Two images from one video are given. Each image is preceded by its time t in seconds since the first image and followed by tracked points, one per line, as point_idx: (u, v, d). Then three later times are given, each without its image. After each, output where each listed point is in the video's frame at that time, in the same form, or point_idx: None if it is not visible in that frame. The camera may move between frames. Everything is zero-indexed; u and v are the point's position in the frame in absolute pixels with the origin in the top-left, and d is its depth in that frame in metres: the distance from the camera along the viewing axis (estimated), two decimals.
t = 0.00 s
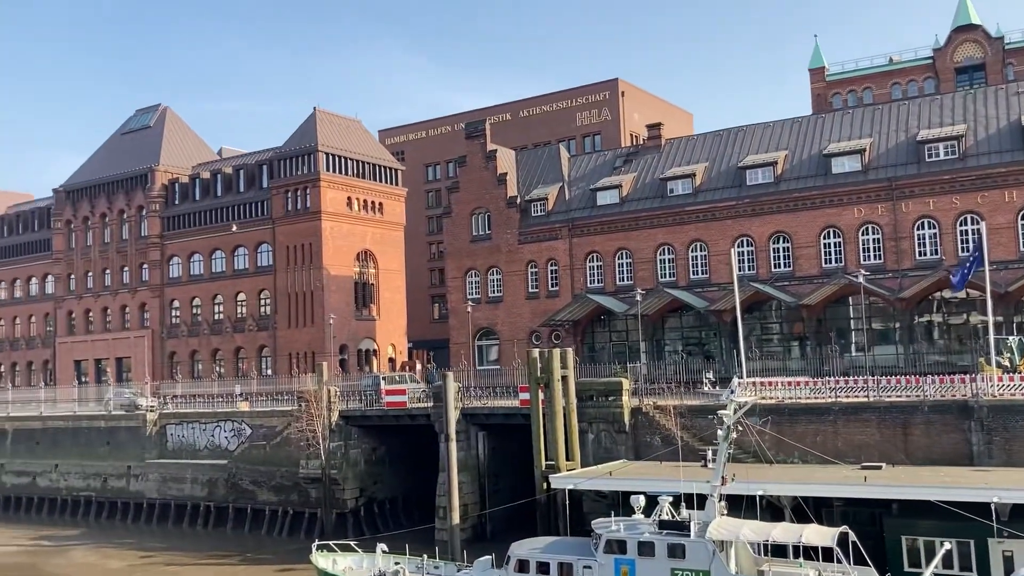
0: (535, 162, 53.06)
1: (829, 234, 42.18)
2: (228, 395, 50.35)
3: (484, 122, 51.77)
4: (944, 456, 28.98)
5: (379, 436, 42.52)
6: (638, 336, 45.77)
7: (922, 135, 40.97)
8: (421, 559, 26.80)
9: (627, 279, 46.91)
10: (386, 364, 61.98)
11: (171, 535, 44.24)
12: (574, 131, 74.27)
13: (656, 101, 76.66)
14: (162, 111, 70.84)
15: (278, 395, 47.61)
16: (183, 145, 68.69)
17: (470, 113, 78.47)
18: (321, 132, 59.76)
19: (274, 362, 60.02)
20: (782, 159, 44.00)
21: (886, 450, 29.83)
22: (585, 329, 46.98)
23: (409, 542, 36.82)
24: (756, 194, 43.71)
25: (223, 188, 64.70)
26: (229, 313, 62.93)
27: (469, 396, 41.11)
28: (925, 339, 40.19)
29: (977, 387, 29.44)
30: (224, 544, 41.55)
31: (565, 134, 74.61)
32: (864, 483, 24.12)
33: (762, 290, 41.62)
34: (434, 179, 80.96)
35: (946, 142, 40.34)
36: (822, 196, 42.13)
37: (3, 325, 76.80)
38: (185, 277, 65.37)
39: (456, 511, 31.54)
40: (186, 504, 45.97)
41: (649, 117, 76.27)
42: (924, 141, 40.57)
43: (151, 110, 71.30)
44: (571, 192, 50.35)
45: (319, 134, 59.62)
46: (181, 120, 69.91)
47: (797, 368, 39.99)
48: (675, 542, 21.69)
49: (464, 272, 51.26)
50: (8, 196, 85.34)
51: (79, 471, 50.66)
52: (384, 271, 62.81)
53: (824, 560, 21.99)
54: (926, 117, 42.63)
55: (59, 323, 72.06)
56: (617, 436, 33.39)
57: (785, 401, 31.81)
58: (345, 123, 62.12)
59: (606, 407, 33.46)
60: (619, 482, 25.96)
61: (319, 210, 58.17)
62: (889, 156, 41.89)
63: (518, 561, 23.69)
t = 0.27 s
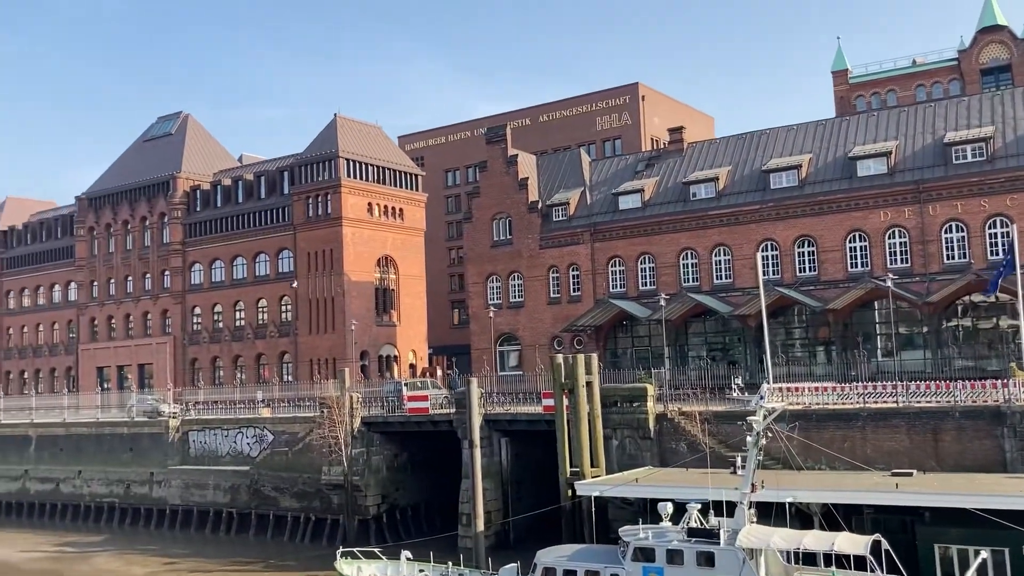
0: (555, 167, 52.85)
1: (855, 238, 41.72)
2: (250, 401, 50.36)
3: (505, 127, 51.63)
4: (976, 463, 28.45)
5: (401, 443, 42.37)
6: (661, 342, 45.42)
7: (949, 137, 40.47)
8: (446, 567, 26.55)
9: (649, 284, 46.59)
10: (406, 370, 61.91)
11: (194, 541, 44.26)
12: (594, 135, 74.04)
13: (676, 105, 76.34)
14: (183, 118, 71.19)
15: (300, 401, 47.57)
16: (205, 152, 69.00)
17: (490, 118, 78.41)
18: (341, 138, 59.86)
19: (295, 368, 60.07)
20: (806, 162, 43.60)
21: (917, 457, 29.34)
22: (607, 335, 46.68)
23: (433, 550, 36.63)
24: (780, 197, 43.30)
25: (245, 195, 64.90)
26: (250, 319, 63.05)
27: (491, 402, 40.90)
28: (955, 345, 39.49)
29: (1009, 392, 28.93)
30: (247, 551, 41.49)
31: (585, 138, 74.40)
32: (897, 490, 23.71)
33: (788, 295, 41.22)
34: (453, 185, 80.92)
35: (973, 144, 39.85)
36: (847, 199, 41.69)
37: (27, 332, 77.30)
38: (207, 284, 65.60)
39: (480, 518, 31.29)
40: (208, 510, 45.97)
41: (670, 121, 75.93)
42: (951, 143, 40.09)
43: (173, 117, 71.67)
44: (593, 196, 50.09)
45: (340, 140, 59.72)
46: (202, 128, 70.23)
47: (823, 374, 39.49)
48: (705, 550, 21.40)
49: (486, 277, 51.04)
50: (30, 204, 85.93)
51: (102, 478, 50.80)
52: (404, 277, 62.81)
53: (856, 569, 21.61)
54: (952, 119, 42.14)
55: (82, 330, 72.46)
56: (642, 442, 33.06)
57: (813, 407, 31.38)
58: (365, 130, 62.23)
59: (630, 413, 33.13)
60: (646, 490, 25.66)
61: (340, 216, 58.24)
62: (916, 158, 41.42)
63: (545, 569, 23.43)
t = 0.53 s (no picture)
0: (574, 168, 52.71)
1: (877, 239, 41.41)
2: (270, 403, 50.50)
3: (524, 129, 51.57)
4: (1005, 467, 28.08)
5: (421, 444, 42.37)
6: (682, 344, 45.26)
7: (973, 137, 40.11)
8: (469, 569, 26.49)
9: (670, 286, 46.40)
10: (425, 372, 61.97)
11: (215, 542, 44.45)
12: (612, 137, 73.87)
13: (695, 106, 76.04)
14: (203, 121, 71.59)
15: (320, 403, 47.66)
16: (224, 155, 69.30)
17: (507, 120, 78.38)
18: (360, 141, 60.01)
19: (315, 370, 60.25)
20: (828, 163, 43.31)
21: (943, 460, 29.05)
22: (627, 337, 46.53)
23: (455, 552, 36.63)
24: (802, 198, 43.04)
25: (264, 197, 65.16)
26: (270, 321, 63.27)
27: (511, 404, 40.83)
28: (979, 346, 39.16)
29: None
30: (268, 552, 41.61)
31: (604, 140, 74.23)
32: (924, 493, 23.47)
33: (810, 296, 40.95)
34: (471, 187, 80.92)
35: (998, 144, 39.47)
36: (870, 200, 41.38)
37: (48, 334, 77.88)
38: (227, 286, 65.88)
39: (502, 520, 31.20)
40: (230, 511, 46.14)
41: (688, 123, 75.67)
42: (975, 143, 39.73)
43: (193, 121, 72.07)
44: (612, 198, 49.93)
45: (359, 143, 59.86)
46: (222, 131, 70.58)
47: (846, 376, 39.22)
48: (731, 554, 21.27)
49: (504, 279, 50.96)
50: (52, 207, 86.59)
51: (124, 479, 51.09)
52: (423, 280, 62.91)
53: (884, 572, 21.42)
54: (976, 119, 41.76)
55: (103, 332, 72.96)
56: (664, 444, 32.89)
57: (837, 409, 31.11)
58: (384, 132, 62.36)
59: (651, 416, 32.97)
60: (669, 493, 25.55)
61: (359, 218, 58.38)
62: (939, 158, 41.08)
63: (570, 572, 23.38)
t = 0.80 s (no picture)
0: (593, 170, 52.52)
1: (901, 239, 41.01)
2: (289, 406, 50.51)
3: (543, 130, 51.42)
4: None
5: (440, 447, 42.27)
6: (702, 346, 44.98)
7: (999, 137, 39.68)
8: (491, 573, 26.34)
9: (690, 287, 46.13)
10: (443, 375, 61.93)
11: (235, 545, 44.47)
12: (630, 138, 73.64)
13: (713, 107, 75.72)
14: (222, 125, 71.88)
15: (339, 406, 47.66)
16: (243, 158, 69.53)
17: (525, 122, 78.26)
18: (379, 143, 60.08)
19: (333, 373, 60.31)
20: (850, 163, 42.96)
21: (971, 463, 28.60)
22: (648, 339, 46.28)
23: (476, 555, 36.52)
24: (824, 199, 42.70)
25: (283, 200, 65.32)
26: (289, 323, 63.36)
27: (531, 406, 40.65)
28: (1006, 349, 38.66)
29: None
30: (288, 555, 41.58)
31: (621, 141, 74.01)
32: (955, 496, 23.11)
33: (833, 298, 40.57)
34: (488, 190, 80.86)
35: None
36: (893, 201, 41.00)
37: (68, 337, 78.33)
38: (246, 289, 66.04)
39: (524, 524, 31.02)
40: (249, 514, 46.18)
41: (706, 124, 75.33)
42: (1001, 143, 39.29)
43: (212, 124, 72.35)
44: (632, 199, 49.71)
45: (377, 145, 59.90)
46: (240, 134, 70.81)
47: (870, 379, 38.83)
48: (757, 558, 21.02)
49: (523, 281, 50.80)
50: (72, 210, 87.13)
51: (144, 481, 51.24)
52: (441, 282, 62.90)
53: None
54: (1001, 118, 41.32)
55: (122, 334, 73.29)
56: (686, 447, 32.62)
57: (862, 411, 30.75)
58: (402, 135, 62.41)
59: (673, 419, 32.73)
60: (693, 496, 25.29)
61: (377, 221, 58.42)
62: (963, 158, 40.67)
63: None
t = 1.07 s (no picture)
0: (610, 170, 52.36)
1: (921, 240, 40.70)
2: (306, 406, 50.57)
3: (559, 131, 51.31)
4: None
5: (457, 448, 42.21)
6: (720, 347, 44.78)
7: (1021, 136, 39.31)
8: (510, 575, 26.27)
9: (708, 288, 45.92)
10: (459, 376, 61.91)
11: (253, 545, 44.56)
12: (647, 138, 73.41)
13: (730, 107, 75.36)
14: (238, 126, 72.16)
15: (355, 406, 47.67)
16: (260, 159, 69.74)
17: (540, 123, 78.14)
18: (395, 144, 60.14)
19: (350, 373, 60.38)
20: (870, 163, 42.67)
21: (994, 467, 28.05)
22: (665, 340, 46.11)
23: (495, 557, 36.49)
24: (844, 199, 42.43)
25: (299, 201, 65.47)
26: (305, 324, 63.48)
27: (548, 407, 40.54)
28: None
29: None
30: (305, 555, 41.64)
31: (638, 142, 73.78)
32: (980, 499, 22.87)
33: (852, 299, 40.31)
34: (503, 191, 80.80)
35: None
36: (914, 201, 40.70)
37: (86, 337, 78.76)
38: (262, 289, 66.19)
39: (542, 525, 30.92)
40: (266, 514, 46.26)
41: (723, 124, 75.00)
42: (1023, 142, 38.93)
43: (228, 125, 72.63)
44: (649, 200, 49.53)
45: (393, 146, 59.97)
46: (257, 135, 71.06)
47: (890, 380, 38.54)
48: (780, 561, 20.86)
49: (540, 282, 50.68)
50: (90, 211, 87.61)
51: (161, 481, 51.41)
52: (457, 283, 62.89)
53: None
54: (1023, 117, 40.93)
55: (140, 335, 73.65)
56: (705, 449, 32.39)
57: (884, 414, 30.34)
58: (418, 136, 62.47)
59: (692, 420, 32.51)
60: (714, 498, 25.15)
61: (394, 222, 58.47)
62: (985, 158, 40.33)
63: None
